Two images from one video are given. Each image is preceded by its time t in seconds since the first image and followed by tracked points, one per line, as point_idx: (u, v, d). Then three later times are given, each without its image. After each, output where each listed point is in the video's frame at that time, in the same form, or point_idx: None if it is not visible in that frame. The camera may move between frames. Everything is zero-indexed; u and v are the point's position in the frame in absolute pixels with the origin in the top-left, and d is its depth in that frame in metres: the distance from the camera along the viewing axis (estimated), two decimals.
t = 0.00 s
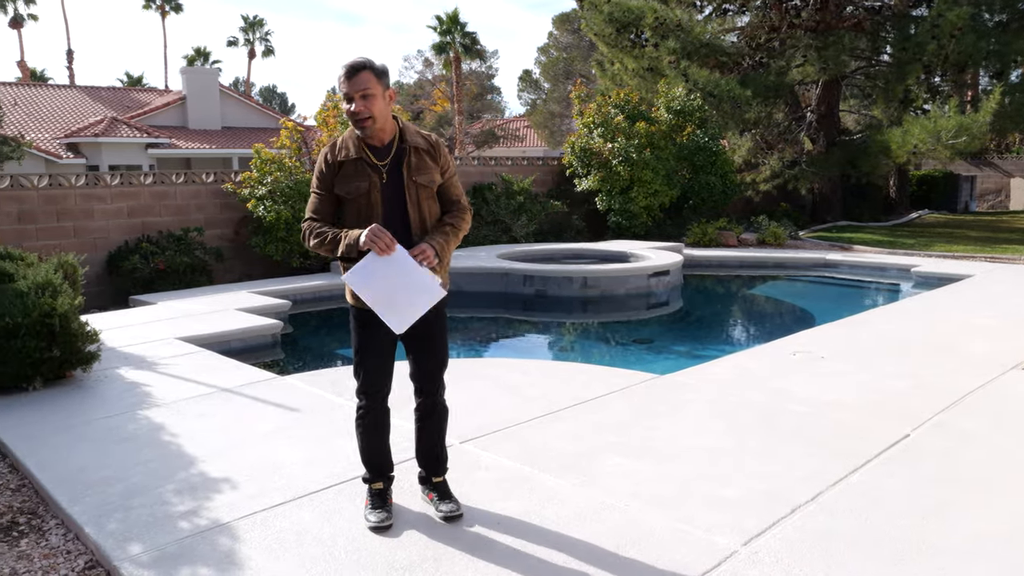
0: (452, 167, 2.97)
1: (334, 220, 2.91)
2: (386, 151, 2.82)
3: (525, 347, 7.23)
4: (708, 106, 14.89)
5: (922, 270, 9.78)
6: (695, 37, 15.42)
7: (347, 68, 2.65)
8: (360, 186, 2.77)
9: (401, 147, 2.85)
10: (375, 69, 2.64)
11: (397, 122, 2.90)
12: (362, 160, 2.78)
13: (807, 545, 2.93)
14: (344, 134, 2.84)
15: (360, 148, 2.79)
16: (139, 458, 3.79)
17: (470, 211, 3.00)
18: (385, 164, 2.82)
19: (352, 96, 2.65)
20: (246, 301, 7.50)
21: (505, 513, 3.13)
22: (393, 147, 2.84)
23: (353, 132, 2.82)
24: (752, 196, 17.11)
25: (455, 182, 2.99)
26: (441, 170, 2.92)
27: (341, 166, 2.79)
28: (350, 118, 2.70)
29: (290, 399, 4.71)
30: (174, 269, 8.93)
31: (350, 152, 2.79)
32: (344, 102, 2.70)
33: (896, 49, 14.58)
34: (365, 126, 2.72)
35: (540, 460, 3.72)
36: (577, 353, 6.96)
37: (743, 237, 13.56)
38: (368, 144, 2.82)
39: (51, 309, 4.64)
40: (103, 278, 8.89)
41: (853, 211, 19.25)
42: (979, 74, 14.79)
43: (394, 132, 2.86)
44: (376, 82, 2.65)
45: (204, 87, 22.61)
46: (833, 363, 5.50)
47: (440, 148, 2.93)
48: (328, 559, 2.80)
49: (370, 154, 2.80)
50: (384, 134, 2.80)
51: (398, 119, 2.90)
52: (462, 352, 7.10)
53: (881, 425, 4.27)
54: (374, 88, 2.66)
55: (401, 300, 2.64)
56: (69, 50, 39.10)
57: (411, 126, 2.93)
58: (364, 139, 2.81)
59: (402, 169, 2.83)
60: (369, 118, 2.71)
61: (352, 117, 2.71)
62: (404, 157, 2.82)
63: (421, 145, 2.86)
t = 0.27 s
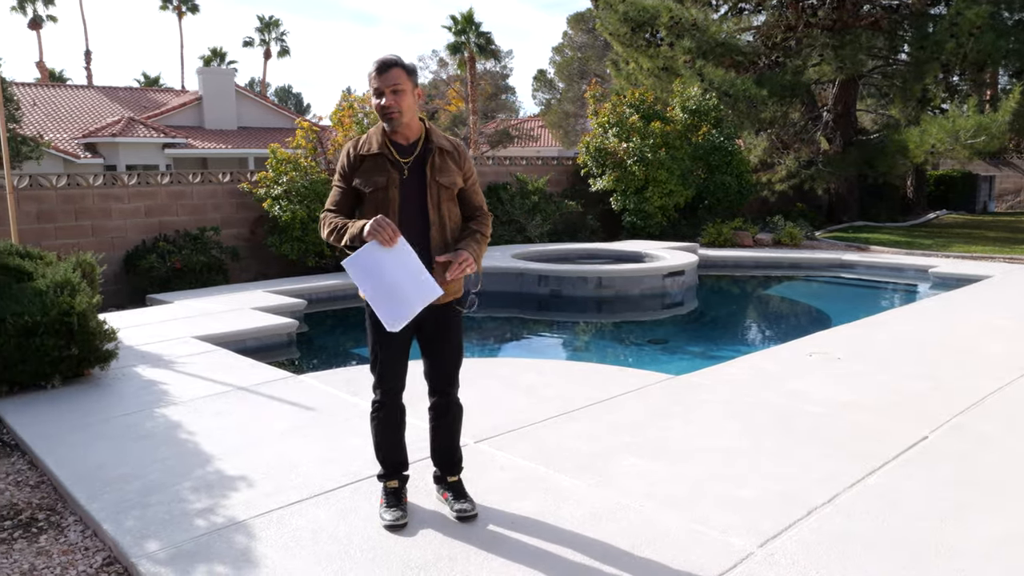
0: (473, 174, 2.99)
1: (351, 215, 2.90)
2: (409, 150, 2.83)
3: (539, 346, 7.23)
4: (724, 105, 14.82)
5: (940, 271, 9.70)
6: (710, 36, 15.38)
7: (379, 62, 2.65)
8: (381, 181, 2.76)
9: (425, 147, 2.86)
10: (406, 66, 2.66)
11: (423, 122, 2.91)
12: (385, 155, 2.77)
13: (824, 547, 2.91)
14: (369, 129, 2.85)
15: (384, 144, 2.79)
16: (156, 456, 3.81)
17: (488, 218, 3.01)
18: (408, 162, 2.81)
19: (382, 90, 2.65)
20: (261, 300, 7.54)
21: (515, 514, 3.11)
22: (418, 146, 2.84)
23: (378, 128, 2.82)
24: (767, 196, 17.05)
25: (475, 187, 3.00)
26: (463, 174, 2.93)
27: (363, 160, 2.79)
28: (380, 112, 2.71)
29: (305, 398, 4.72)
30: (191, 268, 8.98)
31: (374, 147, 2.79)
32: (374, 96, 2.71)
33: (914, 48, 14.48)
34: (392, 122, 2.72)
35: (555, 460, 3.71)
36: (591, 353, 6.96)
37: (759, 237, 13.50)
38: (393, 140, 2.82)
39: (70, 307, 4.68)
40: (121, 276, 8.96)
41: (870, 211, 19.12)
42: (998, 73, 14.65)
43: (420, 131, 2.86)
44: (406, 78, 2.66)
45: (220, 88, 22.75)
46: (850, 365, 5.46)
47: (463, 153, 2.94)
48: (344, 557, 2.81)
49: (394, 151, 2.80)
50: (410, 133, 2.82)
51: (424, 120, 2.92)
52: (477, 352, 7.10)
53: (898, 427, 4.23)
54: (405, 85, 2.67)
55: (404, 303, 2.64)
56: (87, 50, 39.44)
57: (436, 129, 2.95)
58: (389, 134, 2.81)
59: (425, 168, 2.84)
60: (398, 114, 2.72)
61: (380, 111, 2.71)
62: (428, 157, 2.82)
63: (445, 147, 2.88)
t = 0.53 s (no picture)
0: (496, 179, 3.00)
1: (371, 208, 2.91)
2: (435, 149, 2.84)
3: (554, 346, 7.23)
4: (740, 105, 14.75)
5: (958, 272, 9.62)
6: (727, 35, 15.33)
7: (416, 62, 2.67)
8: (405, 177, 2.77)
9: (450, 148, 2.87)
10: (444, 69, 2.68)
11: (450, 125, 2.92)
12: (411, 153, 2.79)
13: (841, 549, 2.88)
14: (397, 126, 2.86)
15: (410, 141, 2.81)
16: (172, 453, 3.82)
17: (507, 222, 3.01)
18: (433, 161, 2.83)
19: (417, 90, 2.67)
20: (278, 299, 7.58)
21: (528, 514, 3.10)
22: (443, 147, 2.86)
23: (406, 125, 2.84)
24: (783, 196, 16.97)
25: (497, 192, 3.01)
26: (485, 178, 2.94)
27: (389, 155, 2.80)
28: (410, 111, 2.72)
29: (321, 396, 4.73)
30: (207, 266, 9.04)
31: (400, 143, 2.80)
32: (407, 95, 2.73)
33: (933, 46, 14.35)
34: (422, 121, 2.74)
35: (569, 460, 3.70)
36: (606, 353, 6.95)
37: (775, 238, 13.44)
38: (419, 139, 2.83)
39: (87, 305, 4.72)
40: (138, 275, 9.03)
41: (888, 211, 18.98)
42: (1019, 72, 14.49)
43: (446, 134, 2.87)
44: (441, 83, 2.68)
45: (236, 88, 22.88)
46: (867, 366, 5.42)
47: (488, 157, 2.96)
48: (359, 555, 2.81)
49: (419, 149, 2.81)
50: (437, 133, 2.83)
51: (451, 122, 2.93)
52: (492, 352, 7.11)
53: (916, 429, 4.19)
54: (439, 87, 2.69)
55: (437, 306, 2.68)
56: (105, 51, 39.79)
57: (462, 132, 2.96)
58: (416, 133, 2.82)
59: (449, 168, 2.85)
60: (428, 115, 2.73)
61: (412, 108, 2.73)
62: (452, 159, 2.83)
63: (470, 150, 2.89)
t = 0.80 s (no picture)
0: (512, 182, 3.01)
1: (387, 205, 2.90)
2: (454, 150, 2.85)
3: (566, 346, 7.23)
4: (753, 104, 14.68)
5: (973, 273, 9.55)
6: (739, 35, 15.29)
7: (448, 61, 2.70)
8: (423, 176, 2.77)
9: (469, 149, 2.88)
10: (474, 71, 2.71)
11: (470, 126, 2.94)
12: (430, 151, 2.80)
13: (854, 552, 2.85)
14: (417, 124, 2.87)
15: (429, 141, 2.81)
16: (184, 452, 3.83)
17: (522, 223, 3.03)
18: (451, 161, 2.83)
19: (445, 88, 2.70)
20: (290, 299, 7.61)
21: (538, 514, 3.09)
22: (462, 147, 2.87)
23: (426, 125, 2.85)
24: (796, 196, 16.90)
25: (512, 195, 3.01)
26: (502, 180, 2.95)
27: (408, 153, 2.81)
28: (435, 108, 2.74)
29: (332, 395, 4.74)
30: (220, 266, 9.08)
31: (420, 142, 2.81)
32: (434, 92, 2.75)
33: (948, 45, 14.26)
34: (445, 120, 2.76)
35: (580, 460, 3.69)
36: (617, 353, 6.95)
37: (788, 238, 13.38)
38: (438, 138, 2.84)
39: (101, 304, 4.75)
40: (152, 274, 9.08)
41: (902, 211, 18.88)
42: None
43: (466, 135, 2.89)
44: (469, 83, 2.71)
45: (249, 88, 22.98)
46: (881, 367, 5.39)
47: (505, 160, 2.97)
48: (371, 553, 2.80)
49: (438, 149, 2.82)
50: (457, 133, 2.84)
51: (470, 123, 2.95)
52: (503, 351, 7.11)
53: (930, 431, 4.15)
54: (466, 88, 2.72)
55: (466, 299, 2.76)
56: (120, 52, 40.06)
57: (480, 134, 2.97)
58: (435, 132, 2.84)
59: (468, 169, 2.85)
60: (453, 114, 2.75)
61: (438, 106, 2.75)
62: (472, 158, 2.84)
63: (490, 151, 2.90)
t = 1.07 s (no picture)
0: (525, 183, 3.03)
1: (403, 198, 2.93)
2: (469, 151, 2.86)
3: (574, 346, 7.22)
4: (762, 104, 14.64)
5: (983, 273, 9.51)
6: (749, 35, 15.26)
7: (473, 70, 2.65)
8: (437, 175, 2.79)
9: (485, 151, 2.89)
10: (496, 80, 2.70)
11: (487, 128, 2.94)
12: (444, 151, 2.81)
13: (862, 554, 2.84)
14: (434, 124, 2.88)
15: (444, 141, 2.83)
16: (193, 451, 3.84)
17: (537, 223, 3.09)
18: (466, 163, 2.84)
19: (465, 95, 2.69)
20: (299, 299, 7.63)
21: (545, 515, 3.09)
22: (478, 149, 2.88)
23: (443, 125, 2.85)
24: (806, 196, 16.85)
25: (525, 195, 3.04)
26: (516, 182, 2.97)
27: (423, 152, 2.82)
28: (455, 115, 2.74)
29: (341, 395, 4.75)
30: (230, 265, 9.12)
31: (435, 141, 2.82)
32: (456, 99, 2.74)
33: (959, 45, 14.20)
34: (464, 127, 2.75)
35: (588, 461, 3.68)
36: (626, 353, 6.94)
37: (797, 239, 13.34)
38: (454, 139, 2.85)
39: (111, 303, 4.76)
40: (162, 274, 9.13)
41: (912, 211, 18.80)
42: None
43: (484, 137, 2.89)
44: (492, 93, 2.70)
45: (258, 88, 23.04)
46: (890, 368, 5.37)
47: (520, 163, 2.98)
48: (378, 552, 2.80)
49: (453, 149, 2.83)
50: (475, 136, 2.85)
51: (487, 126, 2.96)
52: (511, 352, 7.12)
53: (939, 433, 4.13)
54: (488, 99, 2.71)
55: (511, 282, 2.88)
56: (131, 52, 40.24)
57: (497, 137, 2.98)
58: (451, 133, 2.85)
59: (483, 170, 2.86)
60: (473, 122, 2.74)
61: (458, 114, 2.73)
62: (488, 161, 2.85)
63: (505, 154, 2.91)
